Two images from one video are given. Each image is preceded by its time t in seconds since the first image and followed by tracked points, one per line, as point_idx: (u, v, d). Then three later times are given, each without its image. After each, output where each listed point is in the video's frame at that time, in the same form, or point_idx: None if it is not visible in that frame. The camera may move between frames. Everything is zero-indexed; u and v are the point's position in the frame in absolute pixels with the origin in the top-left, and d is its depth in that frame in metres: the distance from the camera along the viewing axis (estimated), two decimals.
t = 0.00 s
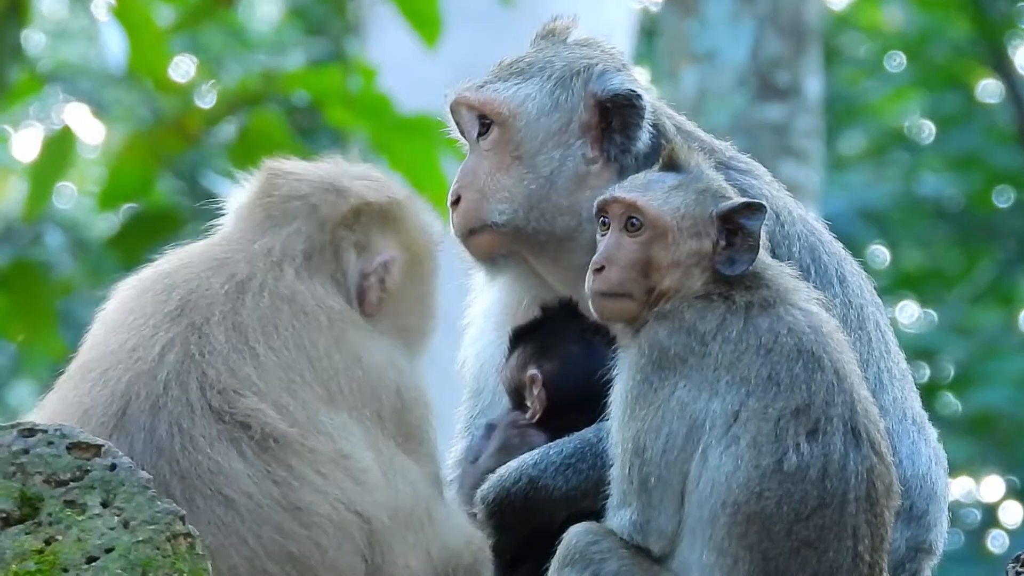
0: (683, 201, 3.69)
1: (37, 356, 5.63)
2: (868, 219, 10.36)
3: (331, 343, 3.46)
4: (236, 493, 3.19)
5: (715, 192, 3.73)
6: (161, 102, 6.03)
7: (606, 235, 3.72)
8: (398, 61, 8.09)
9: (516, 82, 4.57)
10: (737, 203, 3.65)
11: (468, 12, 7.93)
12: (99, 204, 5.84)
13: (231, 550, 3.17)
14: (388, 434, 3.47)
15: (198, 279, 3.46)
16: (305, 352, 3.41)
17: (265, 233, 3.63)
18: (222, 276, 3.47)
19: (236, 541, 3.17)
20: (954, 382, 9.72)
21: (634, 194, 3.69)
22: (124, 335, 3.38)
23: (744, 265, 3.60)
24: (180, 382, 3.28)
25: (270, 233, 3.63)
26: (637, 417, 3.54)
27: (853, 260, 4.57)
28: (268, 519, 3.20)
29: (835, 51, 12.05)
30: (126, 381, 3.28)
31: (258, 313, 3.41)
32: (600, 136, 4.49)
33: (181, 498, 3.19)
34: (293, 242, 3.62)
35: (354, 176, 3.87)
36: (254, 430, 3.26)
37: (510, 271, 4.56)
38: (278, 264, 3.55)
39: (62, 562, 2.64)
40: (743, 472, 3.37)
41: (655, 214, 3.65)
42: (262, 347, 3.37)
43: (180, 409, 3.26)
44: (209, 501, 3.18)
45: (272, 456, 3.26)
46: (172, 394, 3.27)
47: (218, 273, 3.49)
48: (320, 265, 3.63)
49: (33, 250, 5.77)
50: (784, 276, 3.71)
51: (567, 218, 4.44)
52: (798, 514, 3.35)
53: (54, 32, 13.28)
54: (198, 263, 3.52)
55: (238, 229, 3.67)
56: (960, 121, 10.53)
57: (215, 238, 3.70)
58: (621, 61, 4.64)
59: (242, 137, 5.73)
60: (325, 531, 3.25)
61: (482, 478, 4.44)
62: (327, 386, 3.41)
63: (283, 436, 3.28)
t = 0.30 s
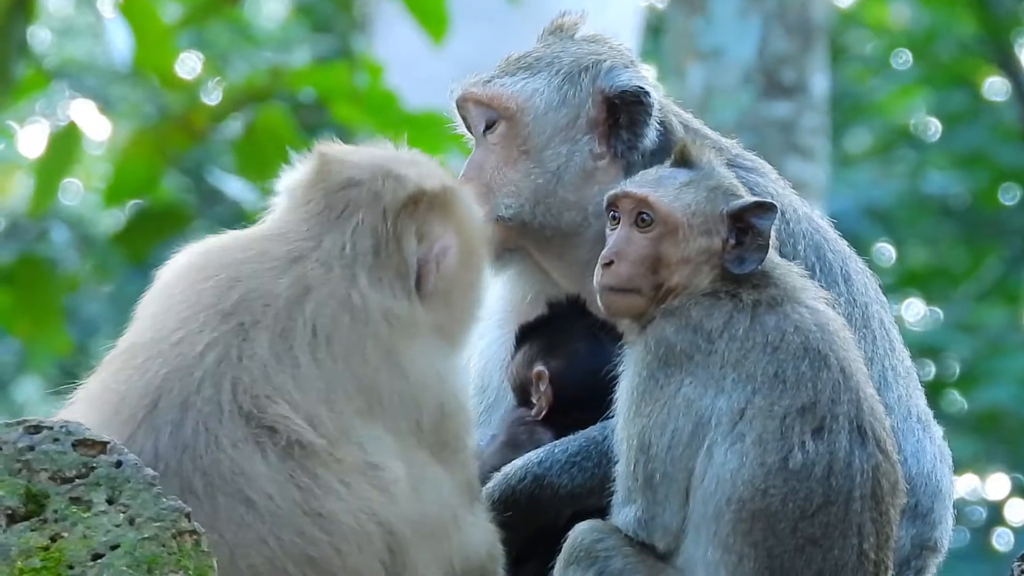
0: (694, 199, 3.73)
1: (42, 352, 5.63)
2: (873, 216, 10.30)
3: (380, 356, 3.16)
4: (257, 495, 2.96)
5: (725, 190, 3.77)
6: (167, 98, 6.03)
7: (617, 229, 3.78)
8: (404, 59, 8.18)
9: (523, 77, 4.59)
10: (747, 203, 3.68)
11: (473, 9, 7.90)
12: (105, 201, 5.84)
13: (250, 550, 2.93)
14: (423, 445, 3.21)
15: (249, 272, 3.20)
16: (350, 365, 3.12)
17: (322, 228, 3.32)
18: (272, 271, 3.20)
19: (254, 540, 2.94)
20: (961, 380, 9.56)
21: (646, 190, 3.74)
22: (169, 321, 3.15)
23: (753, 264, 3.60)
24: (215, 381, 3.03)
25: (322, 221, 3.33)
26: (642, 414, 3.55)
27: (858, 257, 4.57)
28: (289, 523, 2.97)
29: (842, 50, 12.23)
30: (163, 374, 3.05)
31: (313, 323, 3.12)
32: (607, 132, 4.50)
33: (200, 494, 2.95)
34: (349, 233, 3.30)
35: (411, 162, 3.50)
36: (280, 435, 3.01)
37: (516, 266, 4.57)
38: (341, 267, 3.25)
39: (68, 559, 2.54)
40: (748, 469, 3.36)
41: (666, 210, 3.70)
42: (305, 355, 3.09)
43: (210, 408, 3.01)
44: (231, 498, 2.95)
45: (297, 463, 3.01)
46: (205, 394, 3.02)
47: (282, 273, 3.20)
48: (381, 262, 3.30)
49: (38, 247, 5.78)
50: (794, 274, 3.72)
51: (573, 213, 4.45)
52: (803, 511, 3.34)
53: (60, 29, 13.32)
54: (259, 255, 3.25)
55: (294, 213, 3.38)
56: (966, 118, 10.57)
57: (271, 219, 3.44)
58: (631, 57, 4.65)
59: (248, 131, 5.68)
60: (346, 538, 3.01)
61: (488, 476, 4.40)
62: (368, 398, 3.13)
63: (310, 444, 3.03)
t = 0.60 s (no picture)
0: (718, 203, 3.84)
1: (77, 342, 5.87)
2: (862, 214, 10.10)
3: (406, 346, 3.35)
4: (281, 477, 3.14)
5: (748, 199, 3.87)
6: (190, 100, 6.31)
7: (639, 216, 3.92)
8: (419, 59, 8.39)
9: (526, 79, 4.84)
10: (766, 214, 3.81)
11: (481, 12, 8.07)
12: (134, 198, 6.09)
13: (274, 530, 3.13)
14: (444, 429, 3.36)
15: (280, 266, 3.40)
16: (374, 353, 3.31)
17: (353, 218, 3.52)
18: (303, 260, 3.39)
19: (279, 521, 3.13)
20: (942, 368, 9.54)
21: (674, 187, 3.86)
22: (203, 312, 3.34)
23: (762, 272, 3.74)
24: (245, 368, 3.22)
25: (351, 209, 3.54)
26: (643, 404, 3.73)
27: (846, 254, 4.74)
28: (311, 503, 3.14)
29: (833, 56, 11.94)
30: (196, 362, 3.25)
31: (340, 317, 3.31)
32: (606, 132, 4.77)
33: (228, 476, 3.14)
34: (375, 222, 3.51)
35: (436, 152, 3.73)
36: (304, 421, 3.19)
37: (521, 257, 4.83)
38: (368, 260, 3.44)
39: (99, 536, 2.68)
40: (743, 457, 3.54)
41: (689, 210, 3.83)
42: (331, 347, 3.27)
43: (238, 396, 3.19)
44: (258, 480, 3.14)
45: (320, 447, 3.19)
46: (234, 381, 3.21)
47: (313, 268, 3.40)
48: (406, 251, 3.49)
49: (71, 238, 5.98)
50: (800, 279, 3.86)
51: (572, 208, 4.73)
52: (796, 494, 3.51)
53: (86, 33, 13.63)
54: (291, 250, 3.46)
55: (324, 205, 3.59)
56: (952, 121, 10.54)
57: (303, 211, 3.64)
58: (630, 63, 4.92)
59: (268, 134, 5.91)
60: (365, 516, 3.20)
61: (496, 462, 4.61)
62: (391, 387, 3.30)
63: (333, 430, 3.20)
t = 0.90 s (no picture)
0: (720, 205, 4.12)
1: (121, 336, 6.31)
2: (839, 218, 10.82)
3: (418, 340, 3.63)
4: (303, 459, 3.43)
5: (749, 203, 4.15)
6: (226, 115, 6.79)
7: (648, 215, 4.20)
8: (432, 80, 8.72)
9: (533, 88, 5.15)
10: (764, 217, 4.08)
11: (491, 38, 8.42)
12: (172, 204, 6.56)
13: (298, 506, 3.42)
14: (453, 414, 3.64)
15: (301, 265, 3.70)
16: (388, 347, 3.58)
17: (371, 219, 3.81)
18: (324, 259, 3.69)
19: (302, 497, 3.42)
20: (913, 360, 10.22)
21: (678, 189, 4.14)
22: (231, 308, 3.64)
23: (758, 271, 4.00)
24: (269, 359, 3.51)
25: (367, 211, 3.83)
26: (644, 393, 4.01)
27: (825, 253, 5.14)
28: (331, 483, 3.44)
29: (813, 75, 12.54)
30: (224, 353, 3.54)
31: (356, 312, 3.59)
32: (605, 138, 5.06)
33: (254, 458, 3.44)
34: (391, 223, 3.80)
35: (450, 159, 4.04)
36: (323, 408, 3.47)
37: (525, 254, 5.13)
38: (383, 259, 3.72)
39: (138, 516, 2.93)
40: (734, 443, 3.80)
41: (692, 210, 4.11)
42: (347, 339, 3.55)
43: (263, 384, 3.49)
44: (281, 463, 3.43)
45: (339, 434, 3.47)
46: (258, 370, 3.50)
47: (333, 267, 3.69)
48: (419, 250, 3.78)
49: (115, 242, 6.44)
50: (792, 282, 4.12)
51: (573, 208, 5.05)
52: (782, 478, 3.77)
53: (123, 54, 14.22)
54: (311, 250, 3.75)
55: (341, 208, 3.88)
56: (921, 133, 11.18)
57: (324, 214, 3.94)
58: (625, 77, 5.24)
59: (296, 143, 6.36)
60: (381, 495, 3.48)
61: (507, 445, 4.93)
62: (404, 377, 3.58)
63: (349, 415, 3.48)
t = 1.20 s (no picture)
0: (723, 202, 4.10)
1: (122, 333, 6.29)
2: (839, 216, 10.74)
3: (413, 334, 3.63)
4: (302, 455, 3.44)
5: (751, 200, 4.14)
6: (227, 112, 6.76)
7: (650, 213, 4.16)
8: (433, 80, 8.72)
9: (541, 78, 5.13)
10: (766, 214, 4.07)
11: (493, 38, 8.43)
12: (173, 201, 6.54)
13: (297, 502, 3.42)
14: (451, 409, 3.65)
15: (296, 260, 3.69)
16: (384, 342, 3.58)
17: (363, 213, 3.80)
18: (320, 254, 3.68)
19: (301, 494, 3.43)
20: (913, 357, 10.23)
21: (682, 186, 4.11)
22: (226, 304, 3.63)
23: (761, 268, 4.01)
24: (266, 356, 3.51)
25: (358, 202, 3.82)
26: (646, 390, 4.01)
27: (825, 250, 5.14)
28: (330, 479, 3.44)
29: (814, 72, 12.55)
30: (221, 351, 3.54)
31: (352, 307, 3.59)
32: (612, 132, 5.05)
33: (253, 454, 3.44)
34: (384, 215, 3.79)
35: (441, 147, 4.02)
36: (321, 404, 3.47)
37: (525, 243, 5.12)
38: (377, 253, 3.72)
39: (138, 512, 2.93)
40: (736, 440, 3.81)
41: (696, 208, 4.08)
42: (344, 334, 3.56)
43: (261, 381, 3.49)
44: (280, 459, 3.43)
45: (339, 430, 3.47)
46: (256, 368, 3.50)
47: (328, 261, 3.69)
48: (413, 243, 3.77)
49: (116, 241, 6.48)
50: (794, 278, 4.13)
51: (577, 199, 5.01)
52: (783, 475, 3.77)
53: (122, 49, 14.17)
54: (306, 245, 3.74)
55: (333, 201, 3.87)
56: (921, 131, 11.24)
57: (316, 207, 3.93)
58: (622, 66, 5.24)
59: (297, 139, 6.35)
60: (381, 490, 3.48)
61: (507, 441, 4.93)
62: (401, 371, 3.58)
63: (347, 411, 3.49)
